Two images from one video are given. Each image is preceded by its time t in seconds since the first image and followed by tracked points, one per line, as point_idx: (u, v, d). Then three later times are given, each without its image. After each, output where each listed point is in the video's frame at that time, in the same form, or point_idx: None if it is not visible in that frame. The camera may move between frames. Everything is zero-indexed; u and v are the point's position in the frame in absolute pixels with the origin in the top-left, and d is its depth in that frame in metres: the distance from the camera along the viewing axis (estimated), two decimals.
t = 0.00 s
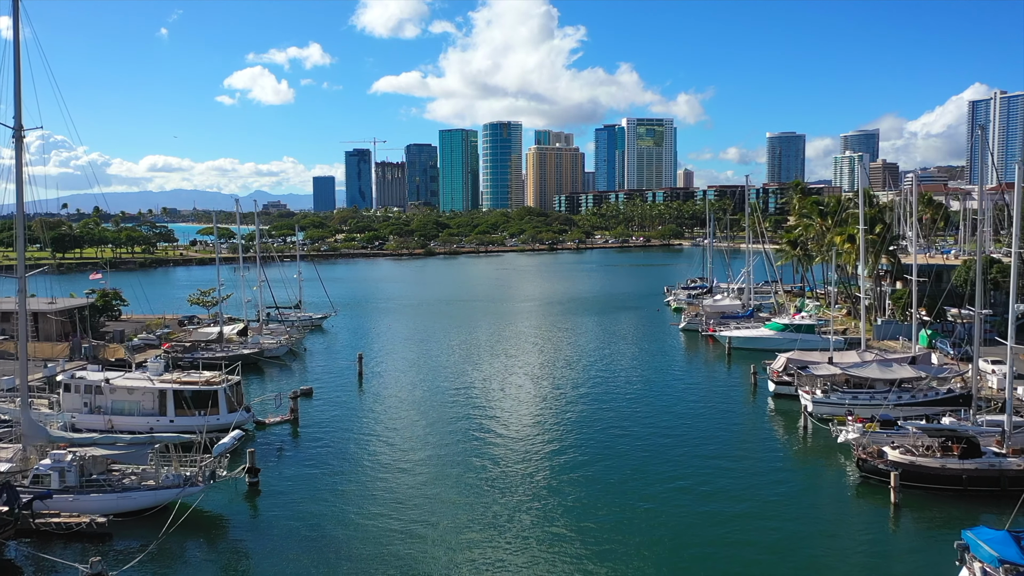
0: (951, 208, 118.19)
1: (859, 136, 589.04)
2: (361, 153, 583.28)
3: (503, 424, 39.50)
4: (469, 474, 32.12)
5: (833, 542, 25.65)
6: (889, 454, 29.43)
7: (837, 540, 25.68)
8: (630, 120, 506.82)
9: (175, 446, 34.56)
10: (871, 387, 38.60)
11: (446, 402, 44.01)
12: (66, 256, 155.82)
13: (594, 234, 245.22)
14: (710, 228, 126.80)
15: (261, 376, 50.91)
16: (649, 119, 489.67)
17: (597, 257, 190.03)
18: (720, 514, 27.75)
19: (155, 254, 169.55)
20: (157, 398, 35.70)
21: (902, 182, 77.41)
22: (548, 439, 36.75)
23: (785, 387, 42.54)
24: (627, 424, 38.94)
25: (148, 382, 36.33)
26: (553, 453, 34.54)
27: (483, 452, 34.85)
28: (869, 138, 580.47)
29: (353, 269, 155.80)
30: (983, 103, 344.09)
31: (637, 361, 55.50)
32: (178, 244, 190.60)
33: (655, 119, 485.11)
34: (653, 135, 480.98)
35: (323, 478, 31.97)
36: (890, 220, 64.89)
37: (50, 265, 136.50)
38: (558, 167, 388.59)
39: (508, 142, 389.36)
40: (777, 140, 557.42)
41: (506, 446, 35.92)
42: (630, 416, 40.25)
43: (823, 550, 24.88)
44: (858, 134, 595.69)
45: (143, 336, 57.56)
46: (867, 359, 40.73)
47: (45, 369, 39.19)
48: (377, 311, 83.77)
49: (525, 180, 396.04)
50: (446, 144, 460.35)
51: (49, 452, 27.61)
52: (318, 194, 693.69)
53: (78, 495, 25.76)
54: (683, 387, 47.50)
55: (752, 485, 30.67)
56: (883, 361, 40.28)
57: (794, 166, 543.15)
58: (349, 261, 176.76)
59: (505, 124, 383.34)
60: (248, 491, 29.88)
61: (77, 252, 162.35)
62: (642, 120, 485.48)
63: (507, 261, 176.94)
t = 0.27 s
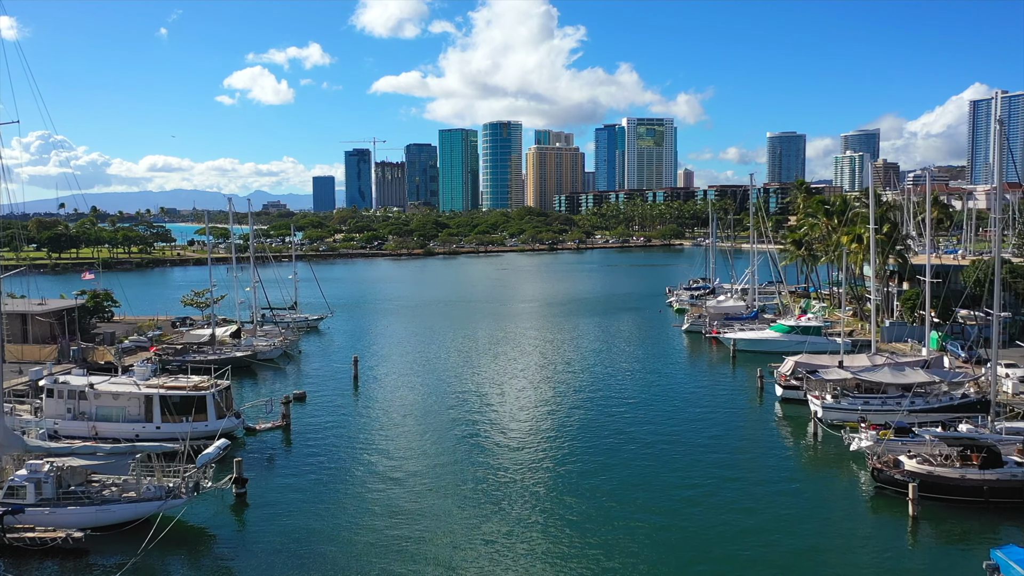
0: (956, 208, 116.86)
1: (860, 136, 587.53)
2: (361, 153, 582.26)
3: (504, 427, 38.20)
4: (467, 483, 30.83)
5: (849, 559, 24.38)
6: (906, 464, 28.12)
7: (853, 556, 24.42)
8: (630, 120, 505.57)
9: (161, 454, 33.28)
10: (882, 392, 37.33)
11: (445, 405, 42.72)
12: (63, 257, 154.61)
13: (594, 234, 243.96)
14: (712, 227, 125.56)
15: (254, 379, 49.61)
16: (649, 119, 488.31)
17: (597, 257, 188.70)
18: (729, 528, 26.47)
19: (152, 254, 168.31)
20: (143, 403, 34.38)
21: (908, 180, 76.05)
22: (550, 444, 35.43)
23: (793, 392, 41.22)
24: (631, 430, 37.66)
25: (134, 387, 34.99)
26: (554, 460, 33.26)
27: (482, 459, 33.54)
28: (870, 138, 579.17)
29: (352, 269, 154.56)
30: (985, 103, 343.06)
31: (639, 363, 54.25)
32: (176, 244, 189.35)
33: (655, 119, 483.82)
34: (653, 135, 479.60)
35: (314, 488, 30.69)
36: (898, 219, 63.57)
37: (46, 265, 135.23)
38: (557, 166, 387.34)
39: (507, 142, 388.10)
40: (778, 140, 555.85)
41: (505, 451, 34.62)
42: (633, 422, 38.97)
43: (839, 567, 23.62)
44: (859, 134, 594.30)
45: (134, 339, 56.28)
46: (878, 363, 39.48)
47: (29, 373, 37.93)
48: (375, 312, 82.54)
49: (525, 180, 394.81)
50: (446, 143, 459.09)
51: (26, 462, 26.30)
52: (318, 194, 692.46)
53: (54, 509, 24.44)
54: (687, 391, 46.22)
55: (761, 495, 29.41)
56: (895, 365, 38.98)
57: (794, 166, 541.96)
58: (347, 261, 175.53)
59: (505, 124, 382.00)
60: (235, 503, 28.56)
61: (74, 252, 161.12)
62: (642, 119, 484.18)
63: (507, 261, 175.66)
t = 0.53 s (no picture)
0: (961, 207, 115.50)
1: (861, 136, 586.49)
2: (361, 153, 581.32)
3: (503, 433, 37.00)
4: (465, 493, 29.61)
5: (865, 574, 23.26)
6: (922, 473, 26.94)
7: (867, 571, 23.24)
8: (630, 119, 504.58)
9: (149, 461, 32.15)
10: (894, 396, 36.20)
11: (443, 409, 41.53)
12: (60, 257, 153.60)
13: (595, 234, 242.80)
14: (713, 227, 124.35)
15: (248, 383, 48.47)
16: (649, 119, 486.97)
17: (597, 257, 187.39)
18: (738, 542, 25.33)
19: (149, 254, 167.20)
20: (129, 409, 33.20)
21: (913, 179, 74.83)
22: (551, 451, 34.21)
23: (800, 396, 40.05)
24: (634, 435, 36.49)
25: (121, 392, 33.84)
26: (556, 468, 32.03)
27: (480, 466, 32.35)
28: (870, 138, 578.02)
29: (351, 269, 153.50)
30: (986, 102, 341.72)
31: (641, 365, 53.07)
32: (174, 244, 188.38)
33: (655, 118, 482.53)
34: (653, 135, 478.40)
35: (305, 497, 29.51)
36: (904, 219, 62.34)
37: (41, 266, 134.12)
38: (557, 166, 386.14)
39: (507, 142, 386.96)
40: (778, 140, 554.40)
41: (505, 458, 33.41)
42: (636, 427, 37.84)
43: None
44: (860, 134, 592.91)
45: (126, 341, 55.17)
46: (889, 366, 38.33)
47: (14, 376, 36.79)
48: (372, 313, 81.41)
49: (525, 180, 393.65)
50: (446, 143, 457.88)
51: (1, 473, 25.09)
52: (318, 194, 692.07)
53: (30, 521, 23.32)
54: (691, 394, 45.10)
55: (770, 506, 28.28)
56: (906, 368, 37.82)
57: (794, 166, 541.05)
58: (345, 261, 174.32)
59: (504, 124, 380.75)
60: (222, 514, 27.41)
61: (71, 252, 160.14)
62: (642, 119, 482.93)
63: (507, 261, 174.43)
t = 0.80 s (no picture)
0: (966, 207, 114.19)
1: (861, 135, 585.17)
2: (360, 153, 579.90)
3: (503, 440, 35.59)
4: (463, 505, 28.18)
5: None
6: (941, 485, 25.66)
7: None
8: (630, 119, 503.36)
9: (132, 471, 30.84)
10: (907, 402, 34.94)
11: (441, 415, 40.11)
12: (55, 257, 152.28)
13: (595, 234, 241.46)
14: (715, 227, 123.07)
15: (240, 388, 47.21)
16: (650, 119, 485.45)
17: (597, 257, 186.02)
18: (749, 559, 24.02)
19: (146, 254, 165.80)
20: (113, 415, 31.90)
21: (919, 178, 73.61)
22: (552, 460, 32.79)
23: (809, 401, 38.77)
24: (637, 443, 35.18)
25: (104, 397, 32.53)
26: (557, 478, 30.61)
27: (480, 476, 31.02)
28: (871, 138, 576.83)
29: (349, 269, 152.15)
30: (988, 102, 340.44)
31: (643, 368, 51.80)
32: (171, 244, 187.00)
33: (655, 118, 481.07)
34: (653, 134, 477.06)
35: (294, 509, 28.20)
36: (913, 219, 61.04)
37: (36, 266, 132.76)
38: (557, 166, 384.76)
39: (507, 142, 385.59)
40: (778, 139, 553.13)
41: (505, 467, 32.00)
42: (640, 434, 36.53)
43: None
44: (861, 133, 591.55)
45: (116, 343, 53.87)
46: (901, 371, 37.03)
47: None
48: (370, 314, 80.13)
49: (525, 180, 392.26)
50: (445, 143, 456.47)
51: None
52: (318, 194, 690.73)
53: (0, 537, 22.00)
54: (695, 398, 43.82)
55: (782, 519, 26.96)
56: (920, 373, 36.52)
57: (795, 165, 539.84)
58: (344, 261, 172.98)
59: (504, 123, 379.45)
60: (206, 528, 26.12)
61: (67, 252, 158.76)
62: (642, 119, 481.61)
63: (507, 261, 173.00)
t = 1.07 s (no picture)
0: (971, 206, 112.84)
1: (862, 135, 583.94)
2: (360, 153, 578.44)
3: (504, 450, 34.06)
4: (462, 522, 26.65)
5: None
6: (963, 498, 24.37)
7: None
8: (631, 119, 502.04)
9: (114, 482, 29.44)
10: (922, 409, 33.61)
11: (439, 423, 38.59)
12: (51, 257, 150.88)
13: (595, 234, 240.09)
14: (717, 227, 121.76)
15: (232, 392, 45.90)
16: (650, 118, 483.95)
17: (598, 257, 184.62)
18: None
19: (142, 254, 164.37)
20: (95, 423, 30.57)
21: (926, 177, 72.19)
22: (555, 470, 31.40)
23: (818, 406, 37.46)
24: (641, 450, 33.86)
25: (86, 404, 31.20)
26: (561, 492, 29.10)
27: (479, 487, 29.74)
28: (871, 138, 575.56)
29: (348, 270, 150.78)
30: (989, 101, 339.06)
31: (647, 371, 50.46)
32: (168, 243, 185.48)
33: (655, 118, 479.58)
34: (653, 134, 475.72)
35: (282, 522, 26.88)
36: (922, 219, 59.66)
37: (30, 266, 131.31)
38: (558, 165, 383.30)
39: (508, 141, 384.14)
40: (779, 139, 551.85)
41: (506, 480, 30.51)
42: (644, 441, 35.19)
43: None
44: (861, 133, 590.34)
45: (105, 345, 52.52)
46: (915, 376, 35.69)
47: None
48: (367, 315, 78.82)
49: (525, 179, 390.85)
50: (445, 142, 455.01)
51: None
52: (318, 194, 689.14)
53: None
54: (700, 403, 42.48)
55: (796, 534, 25.62)
56: (934, 378, 35.20)
57: (795, 165, 538.61)
58: (342, 261, 171.59)
59: (504, 123, 378.03)
60: (189, 542, 24.85)
61: (62, 252, 157.17)
62: (642, 118, 480.23)
63: (506, 261, 171.62)
